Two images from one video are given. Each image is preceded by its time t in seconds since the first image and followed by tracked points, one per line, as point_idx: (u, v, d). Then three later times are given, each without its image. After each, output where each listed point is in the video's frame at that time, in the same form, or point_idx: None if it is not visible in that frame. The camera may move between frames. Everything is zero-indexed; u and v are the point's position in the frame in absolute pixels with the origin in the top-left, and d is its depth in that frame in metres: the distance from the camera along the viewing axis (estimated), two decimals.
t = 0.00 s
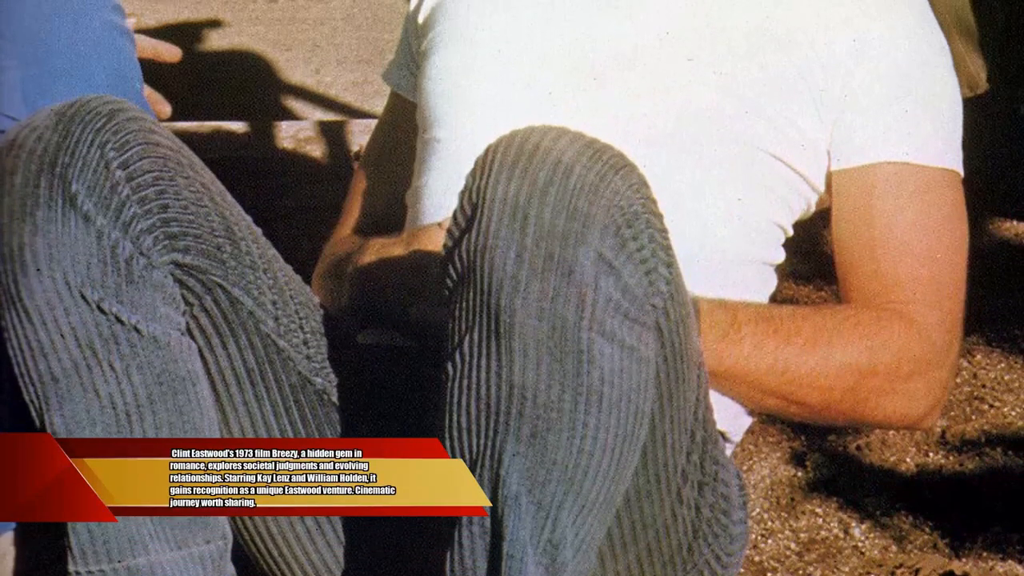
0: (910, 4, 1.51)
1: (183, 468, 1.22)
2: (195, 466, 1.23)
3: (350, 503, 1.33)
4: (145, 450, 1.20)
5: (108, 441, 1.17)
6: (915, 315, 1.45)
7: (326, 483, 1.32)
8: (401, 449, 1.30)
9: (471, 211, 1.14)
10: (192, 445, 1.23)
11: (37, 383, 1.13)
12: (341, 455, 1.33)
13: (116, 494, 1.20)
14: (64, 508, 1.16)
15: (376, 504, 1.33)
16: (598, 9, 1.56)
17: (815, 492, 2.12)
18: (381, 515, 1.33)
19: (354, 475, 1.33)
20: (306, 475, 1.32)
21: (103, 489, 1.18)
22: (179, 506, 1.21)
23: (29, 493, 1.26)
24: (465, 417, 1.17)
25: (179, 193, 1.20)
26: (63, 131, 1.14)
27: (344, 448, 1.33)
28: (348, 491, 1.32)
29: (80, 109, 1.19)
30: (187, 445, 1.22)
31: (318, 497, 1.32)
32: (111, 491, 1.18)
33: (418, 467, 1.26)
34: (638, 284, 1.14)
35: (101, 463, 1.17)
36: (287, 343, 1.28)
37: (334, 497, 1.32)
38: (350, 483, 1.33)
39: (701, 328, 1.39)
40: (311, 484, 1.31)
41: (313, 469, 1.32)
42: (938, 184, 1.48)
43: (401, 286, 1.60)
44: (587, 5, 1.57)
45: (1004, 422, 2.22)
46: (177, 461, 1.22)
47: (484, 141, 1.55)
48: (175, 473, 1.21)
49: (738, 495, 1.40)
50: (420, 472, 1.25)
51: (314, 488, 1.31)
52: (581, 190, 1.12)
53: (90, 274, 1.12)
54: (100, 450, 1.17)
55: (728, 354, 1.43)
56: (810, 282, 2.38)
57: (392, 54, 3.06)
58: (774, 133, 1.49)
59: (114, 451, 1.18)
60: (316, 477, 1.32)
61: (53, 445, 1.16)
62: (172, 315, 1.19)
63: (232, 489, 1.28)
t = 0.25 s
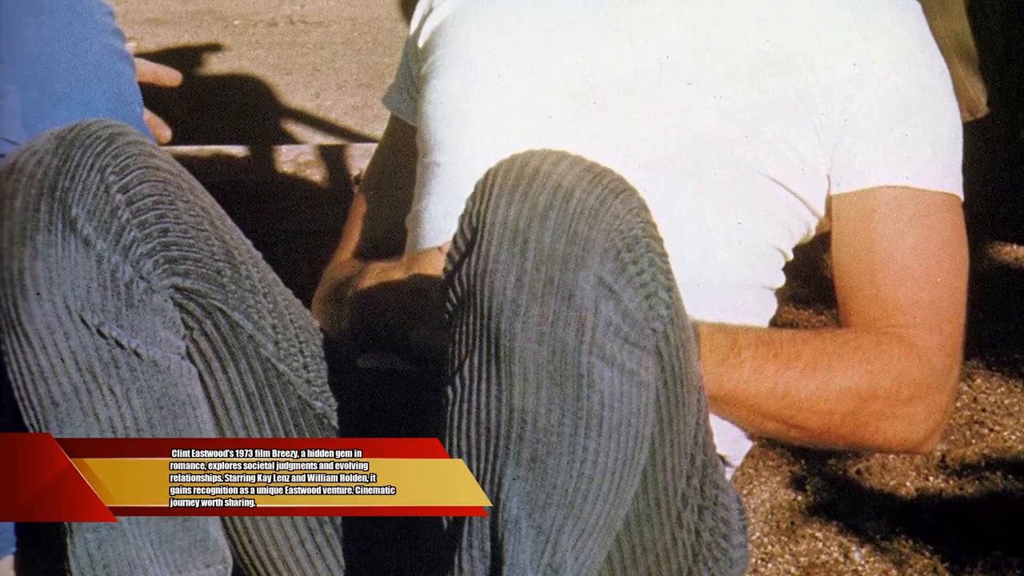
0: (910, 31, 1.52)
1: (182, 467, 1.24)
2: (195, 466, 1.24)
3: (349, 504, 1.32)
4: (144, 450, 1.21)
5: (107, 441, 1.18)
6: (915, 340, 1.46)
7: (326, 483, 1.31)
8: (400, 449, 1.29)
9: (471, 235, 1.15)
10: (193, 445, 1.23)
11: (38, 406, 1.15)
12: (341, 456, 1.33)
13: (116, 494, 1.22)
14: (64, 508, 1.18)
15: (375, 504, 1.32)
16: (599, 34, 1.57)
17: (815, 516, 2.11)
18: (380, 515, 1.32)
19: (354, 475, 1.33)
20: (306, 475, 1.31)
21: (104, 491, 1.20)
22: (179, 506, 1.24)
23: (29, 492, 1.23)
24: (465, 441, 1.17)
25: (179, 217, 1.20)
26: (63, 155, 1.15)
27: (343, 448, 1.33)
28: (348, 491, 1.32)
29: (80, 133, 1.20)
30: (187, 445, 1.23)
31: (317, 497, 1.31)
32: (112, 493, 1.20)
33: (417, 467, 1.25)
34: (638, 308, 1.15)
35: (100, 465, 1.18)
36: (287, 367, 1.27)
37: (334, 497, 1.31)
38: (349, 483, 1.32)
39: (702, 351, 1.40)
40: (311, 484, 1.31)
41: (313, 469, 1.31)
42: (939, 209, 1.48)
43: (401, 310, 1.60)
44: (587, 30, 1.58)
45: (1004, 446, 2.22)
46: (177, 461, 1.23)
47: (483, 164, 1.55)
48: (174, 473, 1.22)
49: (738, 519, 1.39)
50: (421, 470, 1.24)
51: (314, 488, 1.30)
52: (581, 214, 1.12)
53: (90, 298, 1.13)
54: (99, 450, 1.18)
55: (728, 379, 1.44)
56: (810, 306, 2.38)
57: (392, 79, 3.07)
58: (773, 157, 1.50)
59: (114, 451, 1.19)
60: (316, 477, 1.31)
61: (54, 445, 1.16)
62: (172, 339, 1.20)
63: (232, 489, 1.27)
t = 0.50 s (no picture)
0: (910, 54, 1.55)
1: (182, 467, 1.24)
2: (195, 466, 1.24)
3: (349, 504, 1.33)
4: (145, 450, 1.21)
5: (107, 442, 1.18)
6: (915, 365, 1.48)
7: (326, 483, 1.32)
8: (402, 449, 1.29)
9: (470, 259, 1.15)
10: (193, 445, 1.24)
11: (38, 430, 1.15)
12: (341, 455, 1.32)
13: (116, 495, 1.21)
14: (64, 508, 1.18)
15: (375, 504, 1.33)
16: (598, 58, 1.58)
17: (816, 539, 2.12)
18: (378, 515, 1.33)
19: (354, 475, 1.33)
20: (306, 475, 1.31)
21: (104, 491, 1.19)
22: (179, 506, 1.24)
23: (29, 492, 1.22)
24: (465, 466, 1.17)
25: (179, 241, 1.21)
26: (63, 179, 1.16)
27: (344, 448, 1.33)
28: (347, 492, 1.32)
29: (80, 156, 1.20)
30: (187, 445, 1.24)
31: (317, 497, 1.32)
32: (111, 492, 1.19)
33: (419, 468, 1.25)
34: (638, 332, 1.15)
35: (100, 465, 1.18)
36: (287, 391, 1.27)
37: (333, 497, 1.32)
38: (349, 483, 1.33)
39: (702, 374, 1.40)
40: (311, 484, 1.31)
41: (313, 469, 1.31)
42: (938, 233, 1.50)
43: (401, 334, 1.61)
44: (587, 54, 1.58)
45: (1004, 470, 2.22)
46: (177, 461, 1.24)
47: (484, 188, 1.55)
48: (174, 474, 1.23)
49: (738, 543, 1.39)
50: (421, 470, 1.24)
51: (314, 488, 1.31)
52: (581, 239, 1.13)
53: (90, 322, 1.14)
54: (99, 450, 1.18)
55: (728, 403, 1.44)
56: (810, 330, 2.39)
57: (393, 103, 3.06)
58: (773, 181, 1.50)
59: (114, 451, 1.19)
60: (316, 477, 1.31)
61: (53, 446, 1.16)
62: (172, 363, 1.21)
63: (232, 489, 1.29)
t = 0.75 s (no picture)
0: (911, 78, 1.56)
1: (182, 468, 1.23)
2: (195, 466, 1.24)
3: (349, 504, 1.33)
4: (145, 450, 1.20)
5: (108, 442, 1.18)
6: (915, 389, 1.49)
7: (326, 483, 1.31)
8: (401, 449, 1.30)
9: (470, 282, 1.15)
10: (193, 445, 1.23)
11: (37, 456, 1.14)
12: (341, 455, 1.32)
13: (116, 495, 1.22)
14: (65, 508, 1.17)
15: (375, 504, 1.33)
16: (598, 82, 1.58)
17: (815, 564, 2.11)
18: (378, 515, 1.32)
19: (354, 474, 1.33)
20: (306, 475, 1.31)
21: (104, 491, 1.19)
22: (178, 506, 1.24)
23: (28, 491, 1.19)
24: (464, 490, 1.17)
25: (179, 264, 1.22)
26: (63, 204, 1.16)
27: (343, 448, 1.33)
28: (348, 491, 1.32)
29: (80, 180, 1.21)
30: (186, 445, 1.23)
31: (317, 496, 1.31)
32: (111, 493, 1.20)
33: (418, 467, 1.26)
34: (638, 356, 1.15)
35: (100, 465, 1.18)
36: (287, 415, 1.28)
37: (333, 497, 1.32)
38: (349, 483, 1.32)
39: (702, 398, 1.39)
40: (311, 484, 1.31)
41: (313, 468, 1.31)
42: (938, 257, 1.51)
43: (401, 357, 1.61)
44: (587, 78, 1.59)
45: (1004, 494, 2.21)
46: (177, 461, 1.23)
47: (484, 212, 1.56)
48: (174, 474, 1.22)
49: (738, 567, 1.39)
50: (421, 469, 1.24)
51: (314, 488, 1.31)
52: (581, 262, 1.13)
53: (90, 346, 1.15)
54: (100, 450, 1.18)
55: (728, 427, 1.44)
56: (810, 354, 2.39)
57: (393, 126, 3.07)
58: (773, 205, 1.51)
59: (114, 452, 1.19)
60: (316, 477, 1.31)
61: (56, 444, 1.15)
62: (172, 387, 1.22)
63: (232, 489, 1.29)
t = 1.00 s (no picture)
0: (911, 101, 1.56)
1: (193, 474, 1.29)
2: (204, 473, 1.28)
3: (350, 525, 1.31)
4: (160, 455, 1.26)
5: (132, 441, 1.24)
6: (914, 412, 1.49)
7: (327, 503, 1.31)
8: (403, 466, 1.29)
9: (470, 306, 1.15)
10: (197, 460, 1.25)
11: (37, 478, 1.15)
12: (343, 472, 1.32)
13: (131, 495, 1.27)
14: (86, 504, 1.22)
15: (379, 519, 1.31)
16: (598, 106, 1.58)
17: None
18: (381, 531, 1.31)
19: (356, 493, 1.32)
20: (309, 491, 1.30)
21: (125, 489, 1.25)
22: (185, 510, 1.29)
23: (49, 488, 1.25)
24: (464, 513, 1.17)
25: (179, 287, 1.24)
26: (63, 227, 1.19)
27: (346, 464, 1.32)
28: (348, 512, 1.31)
29: (80, 205, 1.24)
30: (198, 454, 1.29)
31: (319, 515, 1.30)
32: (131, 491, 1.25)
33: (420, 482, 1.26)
34: (638, 379, 1.15)
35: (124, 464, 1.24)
36: (288, 439, 1.28)
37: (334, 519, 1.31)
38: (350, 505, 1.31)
39: (701, 421, 1.40)
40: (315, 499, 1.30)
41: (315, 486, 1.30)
42: (939, 280, 1.51)
43: (401, 381, 1.61)
44: (587, 102, 1.59)
45: (1004, 517, 2.21)
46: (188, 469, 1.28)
47: (484, 235, 1.57)
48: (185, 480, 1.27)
49: None
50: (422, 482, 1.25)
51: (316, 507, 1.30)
52: (581, 286, 1.14)
53: (90, 369, 1.15)
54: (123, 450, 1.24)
55: (728, 451, 1.45)
56: (810, 378, 2.39)
57: (392, 149, 3.07)
58: (773, 229, 1.52)
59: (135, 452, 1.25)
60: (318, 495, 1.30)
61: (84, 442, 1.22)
62: (172, 410, 1.20)
63: (230, 511, 1.28)
